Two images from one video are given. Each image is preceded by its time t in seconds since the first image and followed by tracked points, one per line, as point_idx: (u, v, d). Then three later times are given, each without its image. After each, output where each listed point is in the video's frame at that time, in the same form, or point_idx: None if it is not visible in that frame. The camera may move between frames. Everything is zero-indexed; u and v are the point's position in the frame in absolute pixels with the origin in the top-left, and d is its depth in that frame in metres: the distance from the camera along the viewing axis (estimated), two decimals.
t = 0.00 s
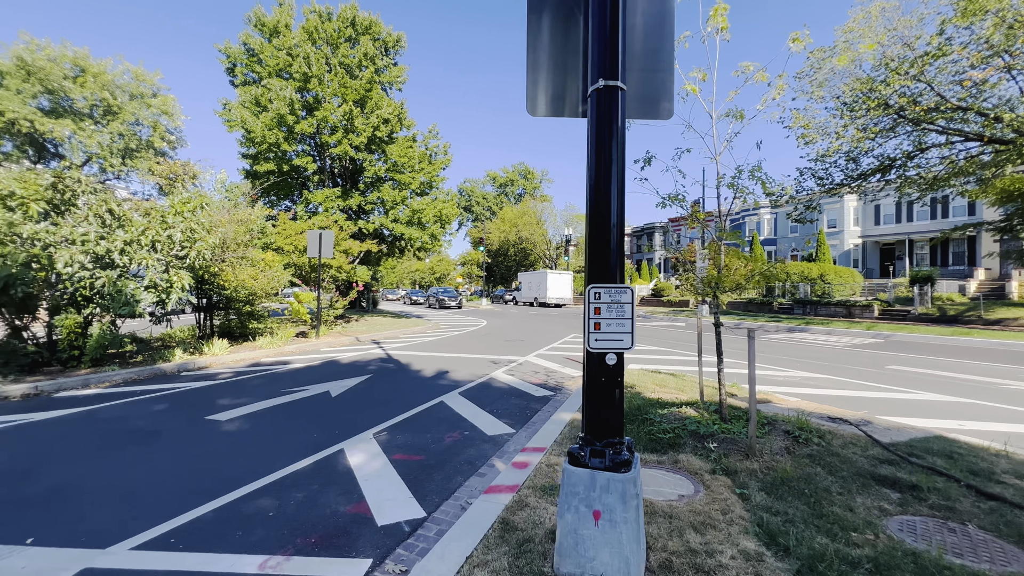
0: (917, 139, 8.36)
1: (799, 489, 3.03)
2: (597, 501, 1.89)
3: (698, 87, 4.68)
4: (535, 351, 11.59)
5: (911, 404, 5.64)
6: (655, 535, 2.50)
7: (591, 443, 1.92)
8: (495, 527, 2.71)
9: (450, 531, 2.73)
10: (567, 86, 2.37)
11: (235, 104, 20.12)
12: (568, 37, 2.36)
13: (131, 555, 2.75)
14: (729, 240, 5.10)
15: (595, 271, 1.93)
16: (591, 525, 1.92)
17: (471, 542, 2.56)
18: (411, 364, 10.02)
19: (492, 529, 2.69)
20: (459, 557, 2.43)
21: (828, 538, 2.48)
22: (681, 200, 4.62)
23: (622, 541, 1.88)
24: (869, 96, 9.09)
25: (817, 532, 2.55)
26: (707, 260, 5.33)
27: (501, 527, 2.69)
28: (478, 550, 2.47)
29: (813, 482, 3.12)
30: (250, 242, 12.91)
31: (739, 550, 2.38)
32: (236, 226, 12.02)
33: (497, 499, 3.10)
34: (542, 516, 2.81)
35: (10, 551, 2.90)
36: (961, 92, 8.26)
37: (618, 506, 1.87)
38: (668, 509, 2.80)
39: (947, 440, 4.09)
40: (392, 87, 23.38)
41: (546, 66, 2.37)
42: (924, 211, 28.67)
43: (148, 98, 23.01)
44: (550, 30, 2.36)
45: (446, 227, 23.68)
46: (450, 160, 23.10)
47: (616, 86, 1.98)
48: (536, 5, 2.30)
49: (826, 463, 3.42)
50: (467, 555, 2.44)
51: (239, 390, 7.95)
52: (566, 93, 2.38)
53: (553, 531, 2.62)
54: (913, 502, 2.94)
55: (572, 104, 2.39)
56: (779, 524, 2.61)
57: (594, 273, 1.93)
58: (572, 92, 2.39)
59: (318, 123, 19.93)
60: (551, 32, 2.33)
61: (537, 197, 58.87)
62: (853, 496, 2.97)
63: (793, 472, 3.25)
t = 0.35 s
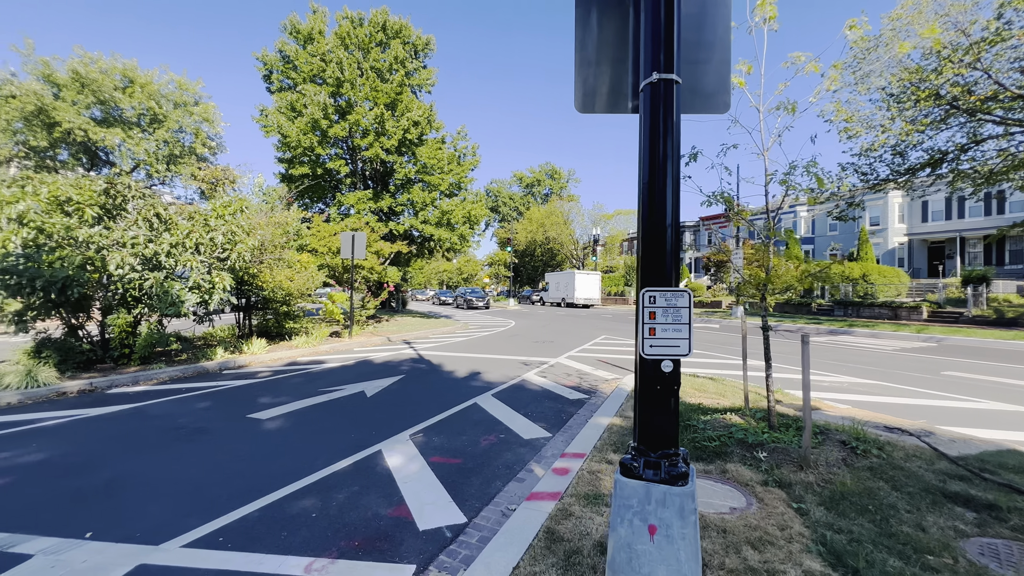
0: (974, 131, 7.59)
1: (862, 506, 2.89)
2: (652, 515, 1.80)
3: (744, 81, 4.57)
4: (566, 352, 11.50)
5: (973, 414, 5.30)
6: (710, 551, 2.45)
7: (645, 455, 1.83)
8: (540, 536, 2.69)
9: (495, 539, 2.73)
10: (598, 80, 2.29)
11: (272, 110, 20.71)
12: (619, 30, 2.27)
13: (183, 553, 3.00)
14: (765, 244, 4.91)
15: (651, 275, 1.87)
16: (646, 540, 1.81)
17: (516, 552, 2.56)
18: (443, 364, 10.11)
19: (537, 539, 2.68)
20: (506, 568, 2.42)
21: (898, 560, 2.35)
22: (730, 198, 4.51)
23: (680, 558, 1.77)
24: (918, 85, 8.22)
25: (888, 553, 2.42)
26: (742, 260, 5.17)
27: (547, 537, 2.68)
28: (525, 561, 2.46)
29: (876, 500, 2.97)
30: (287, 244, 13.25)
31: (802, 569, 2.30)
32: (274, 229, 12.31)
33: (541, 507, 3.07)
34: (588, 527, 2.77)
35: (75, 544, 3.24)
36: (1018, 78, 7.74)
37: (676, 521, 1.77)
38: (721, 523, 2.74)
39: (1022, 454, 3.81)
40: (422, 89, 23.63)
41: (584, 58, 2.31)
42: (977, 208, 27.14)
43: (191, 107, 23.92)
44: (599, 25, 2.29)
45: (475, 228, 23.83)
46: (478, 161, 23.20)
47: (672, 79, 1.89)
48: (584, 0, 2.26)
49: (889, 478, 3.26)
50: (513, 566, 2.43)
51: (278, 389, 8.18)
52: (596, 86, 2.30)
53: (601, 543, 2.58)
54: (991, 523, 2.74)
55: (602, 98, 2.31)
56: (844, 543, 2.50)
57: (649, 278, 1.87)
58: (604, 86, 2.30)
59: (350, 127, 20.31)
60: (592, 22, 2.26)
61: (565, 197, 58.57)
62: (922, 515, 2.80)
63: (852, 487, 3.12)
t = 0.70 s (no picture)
0: None
1: (914, 519, 2.78)
2: (695, 524, 1.75)
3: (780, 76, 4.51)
4: (592, 353, 11.40)
5: None
6: (753, 562, 2.40)
7: (686, 462, 1.79)
8: (576, 541, 2.67)
9: (529, 543, 2.71)
10: (631, 76, 2.26)
11: (301, 115, 21.19)
12: (658, 26, 2.23)
13: (223, 547, 3.10)
14: (799, 243, 4.77)
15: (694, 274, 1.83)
16: (688, 550, 1.77)
17: (552, 557, 2.54)
18: (468, 364, 10.13)
19: (572, 544, 2.65)
20: (541, 573, 2.41)
21: None
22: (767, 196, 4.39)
23: (724, 568, 1.73)
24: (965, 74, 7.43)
25: (945, 569, 2.31)
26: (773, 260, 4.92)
27: (583, 542, 2.65)
28: (561, 566, 2.44)
29: (929, 512, 2.85)
30: (316, 245, 13.52)
31: None
32: (303, 230, 12.56)
33: (574, 511, 3.05)
34: (624, 533, 2.73)
35: (122, 536, 3.37)
36: None
37: (720, 531, 1.73)
38: (764, 533, 2.68)
39: None
40: (446, 91, 23.81)
41: (618, 55, 2.28)
42: None
43: (224, 113, 24.63)
44: (638, 21, 2.25)
45: (498, 228, 23.88)
46: (502, 161, 23.25)
47: (715, 74, 1.86)
48: None
49: (941, 489, 3.12)
50: (550, 571, 2.41)
51: (309, 388, 8.34)
52: (624, 82, 2.27)
53: (638, 550, 2.55)
54: None
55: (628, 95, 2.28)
56: (896, 558, 2.40)
57: (692, 277, 1.83)
58: (637, 82, 2.27)
59: (376, 130, 20.60)
60: (628, 18, 2.23)
61: (588, 197, 58.21)
62: (981, 529, 2.67)
63: (903, 498, 3.00)
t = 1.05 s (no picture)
0: None
1: (962, 529, 2.67)
2: (731, 529, 1.71)
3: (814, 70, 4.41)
4: (617, 354, 11.28)
5: None
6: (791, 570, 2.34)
7: (720, 466, 1.76)
8: (605, 543, 2.65)
9: (557, 544, 2.70)
10: (662, 74, 2.23)
11: (328, 119, 21.60)
12: (690, 22, 2.19)
13: (259, 540, 3.18)
14: (833, 241, 4.61)
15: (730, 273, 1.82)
16: (723, 555, 1.73)
17: (582, 558, 2.52)
18: (492, 364, 10.14)
19: (602, 546, 2.63)
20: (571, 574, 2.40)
21: None
22: (800, 192, 4.27)
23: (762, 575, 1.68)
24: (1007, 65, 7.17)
25: None
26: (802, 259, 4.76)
27: (612, 544, 2.63)
28: (591, 567, 2.42)
29: (978, 522, 2.73)
30: (343, 246, 13.75)
31: None
32: (330, 232, 12.79)
33: (602, 513, 3.02)
34: (655, 536, 2.70)
35: (165, 527, 3.49)
36: None
37: (758, 537, 1.68)
38: (801, 540, 2.62)
39: None
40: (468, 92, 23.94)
41: (649, 52, 2.25)
42: None
43: (254, 118, 25.23)
44: (669, 18, 2.21)
45: (521, 228, 23.89)
46: (524, 161, 23.27)
47: (751, 69, 1.82)
48: None
49: (992, 499, 2.98)
50: (579, 572, 2.40)
51: (337, 386, 8.49)
52: (652, 80, 2.24)
53: (670, 554, 2.51)
54: None
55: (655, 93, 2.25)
56: (944, 570, 2.31)
57: (728, 277, 1.81)
58: (667, 80, 2.24)
59: (400, 132, 20.85)
60: (659, 15, 2.19)
61: (611, 196, 57.71)
62: None
63: (949, 507, 2.88)
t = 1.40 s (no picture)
0: None
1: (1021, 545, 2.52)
2: (770, 540, 1.64)
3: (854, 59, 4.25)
4: (642, 355, 11.10)
5: None
6: None
7: (758, 473, 1.70)
8: (634, 549, 2.59)
9: (585, 548, 2.66)
10: (694, 64, 2.16)
11: (354, 122, 21.93)
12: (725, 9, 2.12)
13: (287, 536, 3.22)
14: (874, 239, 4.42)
15: (768, 271, 1.75)
16: (762, 568, 1.66)
17: (610, 563, 2.48)
18: (516, 364, 10.11)
19: (631, 552, 2.57)
20: None
21: None
22: (838, 186, 4.10)
23: None
24: None
25: None
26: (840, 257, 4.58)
27: (643, 551, 2.57)
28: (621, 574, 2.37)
29: None
30: (368, 247, 13.93)
31: None
32: (356, 233, 12.98)
33: (631, 518, 2.96)
34: (687, 543, 2.62)
35: (198, 521, 3.57)
36: None
37: (799, 549, 1.60)
38: (844, 552, 2.51)
39: None
40: (491, 93, 23.98)
41: (681, 41, 2.18)
42: None
43: (284, 122, 25.77)
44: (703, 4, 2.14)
45: (544, 228, 23.81)
46: (548, 161, 23.18)
47: (790, 55, 1.75)
48: None
49: None
50: None
51: (363, 385, 8.59)
52: (683, 70, 2.19)
53: (702, 562, 2.43)
54: None
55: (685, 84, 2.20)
56: None
57: (765, 275, 1.75)
58: (700, 70, 2.17)
59: (424, 133, 21.01)
60: (692, 2, 2.13)
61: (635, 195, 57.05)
62: None
63: (1006, 521, 2.73)
